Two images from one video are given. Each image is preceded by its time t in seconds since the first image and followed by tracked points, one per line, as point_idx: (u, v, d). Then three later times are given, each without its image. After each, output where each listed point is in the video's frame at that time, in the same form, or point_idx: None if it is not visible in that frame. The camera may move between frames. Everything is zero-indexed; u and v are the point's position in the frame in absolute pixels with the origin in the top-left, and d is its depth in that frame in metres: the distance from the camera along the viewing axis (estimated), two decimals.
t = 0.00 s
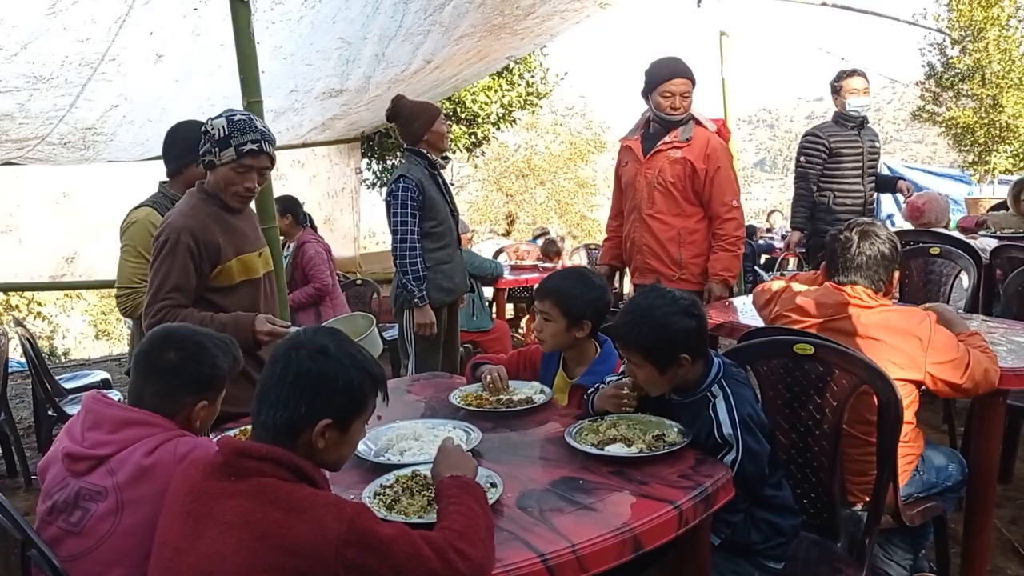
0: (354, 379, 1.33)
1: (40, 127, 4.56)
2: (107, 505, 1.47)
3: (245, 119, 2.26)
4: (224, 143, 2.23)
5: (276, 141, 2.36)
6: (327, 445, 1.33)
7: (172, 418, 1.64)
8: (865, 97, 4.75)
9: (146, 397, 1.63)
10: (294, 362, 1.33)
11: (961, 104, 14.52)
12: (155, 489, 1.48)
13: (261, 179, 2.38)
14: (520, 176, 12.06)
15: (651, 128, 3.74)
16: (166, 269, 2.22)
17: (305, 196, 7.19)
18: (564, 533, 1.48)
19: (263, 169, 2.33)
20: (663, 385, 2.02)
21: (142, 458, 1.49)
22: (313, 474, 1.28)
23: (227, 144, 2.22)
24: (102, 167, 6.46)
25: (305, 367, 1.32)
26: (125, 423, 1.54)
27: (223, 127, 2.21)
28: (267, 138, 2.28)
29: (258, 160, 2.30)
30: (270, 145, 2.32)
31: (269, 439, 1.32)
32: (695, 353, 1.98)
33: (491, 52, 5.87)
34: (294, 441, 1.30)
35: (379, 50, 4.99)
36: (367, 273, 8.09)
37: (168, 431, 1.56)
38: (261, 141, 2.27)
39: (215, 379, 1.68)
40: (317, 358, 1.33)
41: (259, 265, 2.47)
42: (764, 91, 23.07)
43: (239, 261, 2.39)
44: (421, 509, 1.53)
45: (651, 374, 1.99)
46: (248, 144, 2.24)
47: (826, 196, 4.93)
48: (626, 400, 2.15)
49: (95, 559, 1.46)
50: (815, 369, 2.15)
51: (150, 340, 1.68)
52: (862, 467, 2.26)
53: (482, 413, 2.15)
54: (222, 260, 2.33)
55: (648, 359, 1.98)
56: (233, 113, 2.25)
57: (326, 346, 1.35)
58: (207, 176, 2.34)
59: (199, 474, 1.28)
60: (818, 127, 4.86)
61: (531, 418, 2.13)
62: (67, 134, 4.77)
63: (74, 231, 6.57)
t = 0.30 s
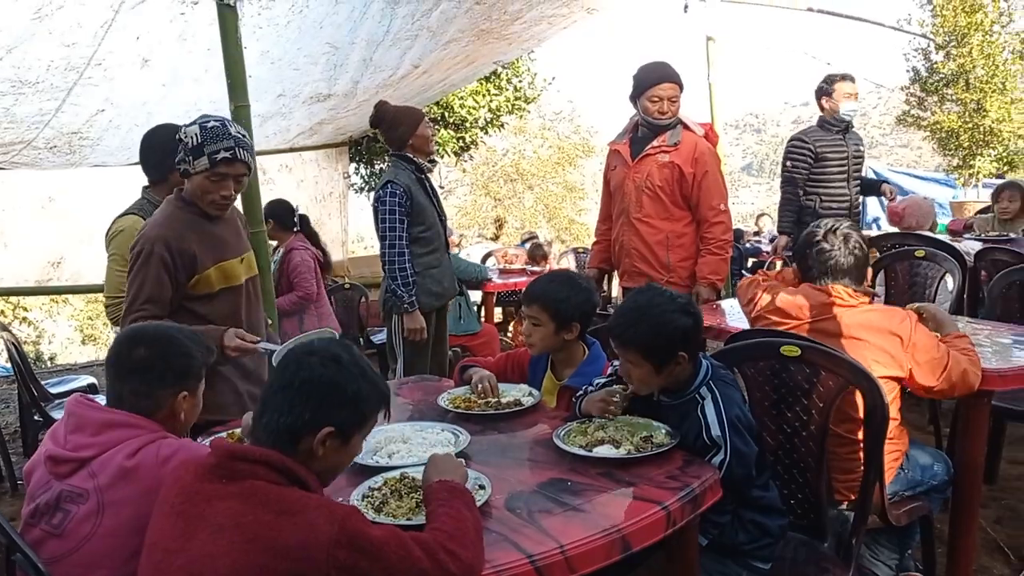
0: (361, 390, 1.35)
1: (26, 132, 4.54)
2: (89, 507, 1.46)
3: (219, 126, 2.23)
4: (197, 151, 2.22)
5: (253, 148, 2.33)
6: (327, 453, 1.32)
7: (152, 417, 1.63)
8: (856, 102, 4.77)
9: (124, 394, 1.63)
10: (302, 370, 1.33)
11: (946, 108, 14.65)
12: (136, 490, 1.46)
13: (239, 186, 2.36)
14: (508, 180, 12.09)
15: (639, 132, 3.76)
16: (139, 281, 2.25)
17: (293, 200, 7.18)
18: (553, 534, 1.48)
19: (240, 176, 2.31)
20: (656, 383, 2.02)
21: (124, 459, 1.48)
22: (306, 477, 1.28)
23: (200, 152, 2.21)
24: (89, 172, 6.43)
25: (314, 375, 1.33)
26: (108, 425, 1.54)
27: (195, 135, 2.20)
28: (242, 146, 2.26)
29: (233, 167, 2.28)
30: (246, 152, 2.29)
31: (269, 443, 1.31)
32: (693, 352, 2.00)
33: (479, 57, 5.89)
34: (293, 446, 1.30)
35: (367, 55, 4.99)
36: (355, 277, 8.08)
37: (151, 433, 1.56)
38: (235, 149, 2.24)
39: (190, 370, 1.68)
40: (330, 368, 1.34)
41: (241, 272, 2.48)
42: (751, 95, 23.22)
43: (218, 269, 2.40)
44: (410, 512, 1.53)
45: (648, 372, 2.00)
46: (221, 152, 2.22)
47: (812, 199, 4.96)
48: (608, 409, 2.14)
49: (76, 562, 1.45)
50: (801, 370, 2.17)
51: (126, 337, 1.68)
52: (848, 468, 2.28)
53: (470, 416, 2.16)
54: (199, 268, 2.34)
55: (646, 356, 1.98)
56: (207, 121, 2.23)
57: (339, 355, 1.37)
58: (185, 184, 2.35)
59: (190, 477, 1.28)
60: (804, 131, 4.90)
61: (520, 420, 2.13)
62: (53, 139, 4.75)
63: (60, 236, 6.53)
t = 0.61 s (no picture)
0: (364, 395, 1.35)
1: (14, 133, 4.51)
2: (82, 509, 1.45)
3: (185, 135, 2.21)
4: (163, 161, 2.19)
5: (222, 155, 2.30)
6: (326, 456, 1.32)
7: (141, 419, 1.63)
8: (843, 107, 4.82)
9: (113, 395, 1.62)
10: (306, 371, 1.34)
11: (933, 109, 14.76)
12: (128, 492, 1.46)
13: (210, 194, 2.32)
14: (498, 181, 12.10)
15: (630, 135, 3.77)
16: (108, 297, 2.21)
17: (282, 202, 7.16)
18: (543, 536, 1.49)
19: (210, 184, 2.28)
20: (659, 367, 2.05)
21: (117, 460, 1.48)
22: (302, 479, 1.27)
23: (166, 162, 2.18)
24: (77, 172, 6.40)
25: (317, 377, 1.33)
26: (99, 426, 1.54)
27: (160, 145, 2.17)
28: (210, 154, 2.23)
29: (202, 176, 2.25)
30: (214, 160, 2.26)
31: (268, 442, 1.30)
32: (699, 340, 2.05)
33: (469, 58, 5.89)
34: (292, 448, 1.29)
35: (357, 56, 4.99)
36: (345, 279, 8.07)
37: (143, 435, 1.55)
38: (202, 157, 2.21)
39: (179, 372, 1.68)
40: (334, 370, 1.35)
41: (216, 281, 2.45)
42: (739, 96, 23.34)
43: (192, 280, 2.37)
44: (400, 513, 1.53)
45: (653, 353, 2.03)
46: (187, 161, 2.19)
47: (801, 201, 4.98)
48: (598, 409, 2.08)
49: (68, 565, 1.44)
50: (789, 372, 2.18)
51: (114, 339, 1.68)
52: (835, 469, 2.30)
53: (461, 418, 2.16)
54: (172, 282, 2.32)
55: (659, 336, 2.02)
56: (173, 130, 2.21)
57: (342, 360, 1.38)
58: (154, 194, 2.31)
59: (185, 477, 1.27)
60: (793, 134, 4.91)
61: (511, 422, 2.14)
62: (41, 140, 4.72)
63: (49, 238, 6.49)
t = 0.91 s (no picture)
0: (361, 390, 1.36)
1: (12, 133, 4.51)
2: (81, 509, 1.46)
3: (172, 142, 2.20)
4: (152, 169, 2.18)
5: (209, 161, 2.29)
6: (324, 453, 1.33)
7: (139, 420, 1.64)
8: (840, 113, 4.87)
9: (114, 396, 1.64)
10: (305, 367, 1.35)
11: (931, 112, 14.78)
12: (127, 493, 1.46)
13: (197, 200, 2.31)
14: (496, 182, 12.10)
15: (628, 136, 3.78)
16: (100, 309, 2.19)
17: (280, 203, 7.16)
18: (538, 537, 1.50)
19: (198, 191, 2.27)
20: (652, 355, 2.07)
21: (117, 461, 1.48)
22: (299, 479, 1.28)
23: (155, 170, 2.17)
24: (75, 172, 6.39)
25: (316, 374, 1.34)
26: (100, 427, 1.55)
27: (148, 153, 2.16)
28: (198, 162, 2.22)
29: (191, 183, 2.24)
30: (202, 167, 2.25)
31: (269, 439, 1.31)
32: (696, 333, 2.07)
33: (467, 60, 5.89)
34: (290, 444, 1.31)
35: (355, 57, 4.99)
36: (343, 279, 8.06)
37: (143, 436, 1.56)
38: (190, 164, 2.20)
39: (179, 374, 1.68)
40: (334, 367, 1.36)
41: (205, 287, 2.46)
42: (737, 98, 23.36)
43: (182, 288, 2.38)
44: (394, 515, 1.54)
45: (648, 335, 2.06)
46: (176, 169, 2.18)
47: (800, 203, 4.99)
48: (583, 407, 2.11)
49: (68, 565, 1.45)
50: (784, 374, 2.20)
51: (116, 339, 1.69)
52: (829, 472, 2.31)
53: (456, 419, 2.17)
54: (162, 291, 2.32)
55: (656, 317, 2.06)
56: (159, 138, 2.19)
57: (341, 357, 1.40)
58: (141, 201, 2.29)
59: (184, 476, 1.28)
60: (792, 136, 4.93)
61: (506, 424, 2.15)
62: (39, 141, 4.72)
63: (47, 238, 6.48)
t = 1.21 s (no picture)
0: (347, 385, 1.37)
1: (7, 135, 4.51)
2: (75, 514, 1.46)
3: (162, 150, 2.19)
4: (141, 177, 2.17)
5: (199, 168, 2.29)
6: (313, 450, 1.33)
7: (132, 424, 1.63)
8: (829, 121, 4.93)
9: (106, 399, 1.64)
10: (293, 365, 1.35)
11: (926, 118, 14.83)
12: (120, 499, 1.46)
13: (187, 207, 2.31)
14: (492, 186, 12.12)
15: (621, 141, 3.79)
16: (91, 318, 2.16)
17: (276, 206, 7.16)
18: (531, 541, 1.50)
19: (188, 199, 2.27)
20: (645, 352, 2.07)
21: (110, 467, 1.48)
22: (289, 478, 1.28)
23: (145, 178, 2.16)
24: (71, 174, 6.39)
25: (304, 371, 1.34)
26: (93, 432, 1.54)
27: (138, 161, 2.15)
28: (187, 169, 2.21)
29: (182, 191, 2.23)
30: (192, 174, 2.25)
31: (257, 439, 1.31)
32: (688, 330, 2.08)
33: (463, 64, 5.91)
34: (280, 442, 1.31)
35: (351, 61, 5.00)
36: (339, 283, 8.06)
37: (137, 441, 1.56)
38: (181, 171, 2.20)
39: (174, 378, 1.68)
40: (321, 363, 1.37)
41: (196, 292, 2.47)
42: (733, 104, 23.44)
43: (173, 295, 2.38)
44: (388, 519, 1.54)
45: (642, 332, 2.06)
46: (167, 177, 2.17)
47: (797, 209, 5.00)
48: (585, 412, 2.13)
49: (60, 570, 1.44)
50: (777, 379, 2.20)
51: (110, 343, 1.69)
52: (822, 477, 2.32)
53: (450, 423, 2.17)
54: (154, 299, 2.32)
55: (648, 315, 2.07)
56: (148, 146, 2.19)
57: (327, 353, 1.40)
58: (130, 208, 2.27)
59: (175, 479, 1.28)
60: (789, 142, 4.93)
61: (500, 428, 2.15)
62: (35, 143, 4.72)
63: (43, 241, 6.47)
